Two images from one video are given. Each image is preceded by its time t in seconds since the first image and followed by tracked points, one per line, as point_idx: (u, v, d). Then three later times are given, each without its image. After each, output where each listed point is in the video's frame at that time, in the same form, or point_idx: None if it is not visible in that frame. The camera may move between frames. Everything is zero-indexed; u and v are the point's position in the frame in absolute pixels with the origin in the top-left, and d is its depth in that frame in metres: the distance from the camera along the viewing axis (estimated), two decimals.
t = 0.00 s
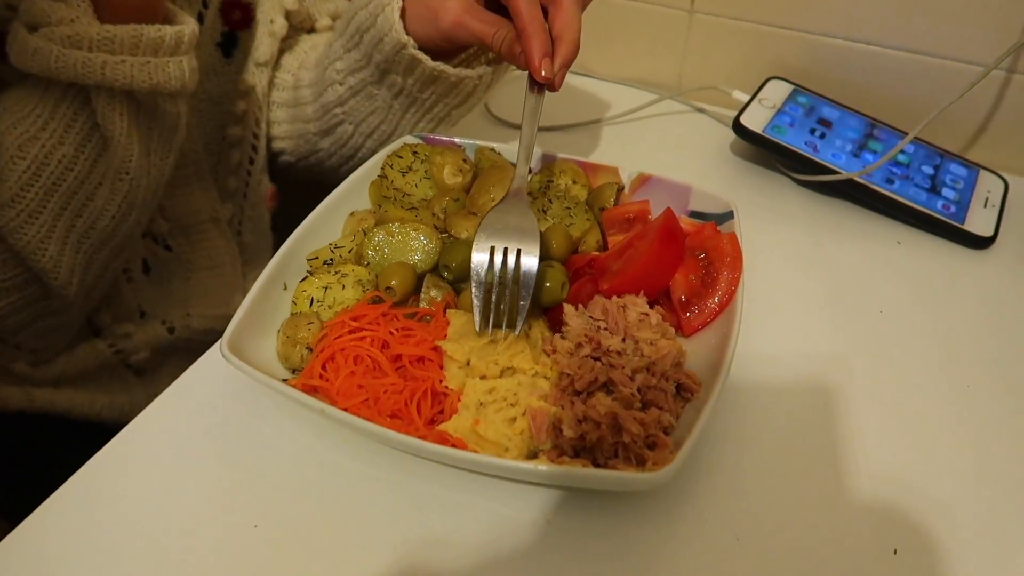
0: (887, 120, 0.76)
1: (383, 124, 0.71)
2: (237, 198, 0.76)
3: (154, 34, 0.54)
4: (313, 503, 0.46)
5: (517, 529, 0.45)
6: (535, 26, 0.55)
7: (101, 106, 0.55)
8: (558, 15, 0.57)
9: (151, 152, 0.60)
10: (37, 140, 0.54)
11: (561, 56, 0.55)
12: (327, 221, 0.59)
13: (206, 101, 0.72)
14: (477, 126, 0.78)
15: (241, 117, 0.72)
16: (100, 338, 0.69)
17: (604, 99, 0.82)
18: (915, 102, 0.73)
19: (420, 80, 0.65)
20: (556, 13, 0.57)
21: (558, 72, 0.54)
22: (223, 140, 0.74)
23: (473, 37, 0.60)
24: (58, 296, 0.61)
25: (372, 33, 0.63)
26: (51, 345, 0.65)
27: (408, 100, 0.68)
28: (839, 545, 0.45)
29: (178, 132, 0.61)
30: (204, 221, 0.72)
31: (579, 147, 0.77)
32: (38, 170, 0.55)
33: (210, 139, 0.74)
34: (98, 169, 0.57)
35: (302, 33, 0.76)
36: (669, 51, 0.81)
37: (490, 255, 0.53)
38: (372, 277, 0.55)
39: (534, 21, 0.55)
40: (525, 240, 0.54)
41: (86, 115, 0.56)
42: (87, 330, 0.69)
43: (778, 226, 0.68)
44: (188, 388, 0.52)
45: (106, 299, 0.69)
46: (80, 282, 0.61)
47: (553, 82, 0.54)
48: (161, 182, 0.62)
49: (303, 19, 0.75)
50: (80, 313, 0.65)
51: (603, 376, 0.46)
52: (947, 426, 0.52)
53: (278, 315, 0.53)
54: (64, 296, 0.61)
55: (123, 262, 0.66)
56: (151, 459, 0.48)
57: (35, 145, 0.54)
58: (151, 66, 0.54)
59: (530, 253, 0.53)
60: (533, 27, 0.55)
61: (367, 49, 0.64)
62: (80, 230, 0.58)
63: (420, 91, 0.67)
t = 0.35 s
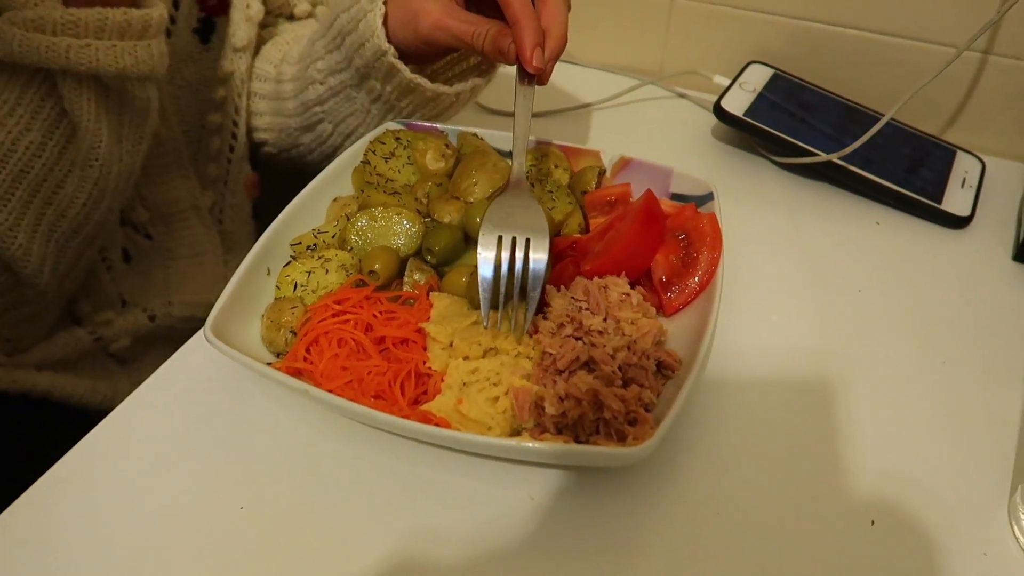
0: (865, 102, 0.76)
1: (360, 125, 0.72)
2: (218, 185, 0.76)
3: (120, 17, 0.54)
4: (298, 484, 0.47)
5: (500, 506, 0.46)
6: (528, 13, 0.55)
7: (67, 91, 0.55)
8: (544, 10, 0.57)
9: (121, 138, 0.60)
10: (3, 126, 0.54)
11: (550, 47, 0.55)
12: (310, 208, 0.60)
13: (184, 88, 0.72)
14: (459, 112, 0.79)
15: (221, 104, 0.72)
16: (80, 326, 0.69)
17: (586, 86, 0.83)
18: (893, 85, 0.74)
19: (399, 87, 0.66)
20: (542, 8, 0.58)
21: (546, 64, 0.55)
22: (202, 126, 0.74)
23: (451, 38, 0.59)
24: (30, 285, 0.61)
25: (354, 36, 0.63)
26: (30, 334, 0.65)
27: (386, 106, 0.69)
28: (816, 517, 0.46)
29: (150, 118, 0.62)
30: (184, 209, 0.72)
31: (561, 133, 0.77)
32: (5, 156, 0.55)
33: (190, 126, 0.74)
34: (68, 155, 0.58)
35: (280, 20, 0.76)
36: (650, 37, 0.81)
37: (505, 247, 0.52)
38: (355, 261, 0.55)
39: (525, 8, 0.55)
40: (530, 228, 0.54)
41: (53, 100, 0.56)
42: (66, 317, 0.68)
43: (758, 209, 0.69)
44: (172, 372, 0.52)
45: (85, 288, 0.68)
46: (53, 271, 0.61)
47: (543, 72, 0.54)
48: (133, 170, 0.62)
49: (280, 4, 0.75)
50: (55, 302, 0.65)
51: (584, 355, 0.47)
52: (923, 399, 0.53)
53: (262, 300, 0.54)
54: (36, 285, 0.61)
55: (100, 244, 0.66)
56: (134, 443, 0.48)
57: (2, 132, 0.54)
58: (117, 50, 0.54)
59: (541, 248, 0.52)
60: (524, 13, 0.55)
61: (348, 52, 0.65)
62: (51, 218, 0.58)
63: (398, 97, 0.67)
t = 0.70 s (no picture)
0: (851, 97, 0.77)
1: (344, 126, 0.72)
2: (215, 186, 0.77)
3: (92, 9, 0.54)
4: (295, 481, 0.47)
5: (494, 499, 0.46)
6: (496, 17, 0.55)
7: (45, 87, 0.55)
8: (521, 13, 0.57)
9: (105, 135, 0.59)
10: None
11: (523, 50, 0.55)
12: (303, 206, 0.60)
13: (179, 90, 0.73)
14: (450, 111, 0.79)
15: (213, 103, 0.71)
16: (83, 330, 0.69)
17: (577, 84, 0.83)
18: (879, 81, 0.75)
19: (376, 86, 0.66)
20: (518, 12, 0.58)
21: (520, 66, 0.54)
22: (198, 127, 0.75)
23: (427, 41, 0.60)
24: (20, 288, 0.61)
25: (329, 35, 0.63)
26: (29, 336, 0.65)
27: (366, 105, 0.69)
28: (807, 507, 0.47)
29: (135, 113, 0.61)
30: (183, 210, 0.72)
31: (552, 132, 0.78)
32: None
33: (187, 129, 0.75)
34: (52, 153, 0.58)
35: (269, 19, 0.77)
36: (639, 35, 0.82)
37: (462, 266, 0.50)
38: (348, 258, 0.56)
39: (495, 12, 0.55)
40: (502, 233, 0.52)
41: (34, 97, 0.56)
42: (68, 321, 0.69)
43: (748, 204, 0.69)
44: (166, 370, 0.52)
45: (86, 290, 0.69)
46: (43, 270, 0.61)
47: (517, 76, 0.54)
48: (118, 166, 0.61)
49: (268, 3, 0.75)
50: (51, 306, 0.65)
51: (576, 348, 0.48)
52: (911, 390, 0.54)
53: (255, 298, 0.54)
54: (26, 286, 0.60)
55: (96, 243, 0.66)
56: (132, 441, 0.48)
57: None
58: (90, 42, 0.54)
59: (504, 260, 0.50)
60: (495, 16, 0.55)
61: (325, 51, 0.65)
62: (37, 217, 0.58)
63: (376, 97, 0.68)
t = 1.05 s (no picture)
0: (844, 96, 0.77)
1: (339, 121, 0.71)
2: (210, 188, 0.78)
3: (68, 7, 0.54)
4: (287, 486, 0.47)
5: (488, 503, 0.46)
6: (490, 29, 0.55)
7: (23, 87, 0.55)
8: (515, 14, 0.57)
9: (88, 135, 0.59)
10: None
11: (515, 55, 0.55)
12: (294, 209, 0.60)
13: (172, 93, 0.70)
14: (443, 113, 0.79)
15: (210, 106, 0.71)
16: (77, 336, 0.69)
17: (570, 85, 0.83)
18: (871, 80, 0.75)
19: (369, 79, 0.66)
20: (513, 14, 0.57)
21: (511, 74, 0.55)
22: (193, 131, 0.74)
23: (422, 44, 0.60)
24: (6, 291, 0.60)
25: (321, 31, 0.63)
26: (19, 342, 0.65)
27: (361, 99, 0.69)
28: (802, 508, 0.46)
29: (120, 114, 0.59)
30: (178, 213, 0.72)
31: (545, 133, 0.78)
32: None
33: (180, 130, 0.73)
34: (33, 154, 0.57)
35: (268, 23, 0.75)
36: (631, 35, 0.82)
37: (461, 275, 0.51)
38: (340, 262, 0.55)
39: (489, 24, 0.56)
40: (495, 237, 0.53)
41: (14, 98, 0.55)
42: (63, 327, 0.69)
43: (742, 204, 0.69)
44: (158, 376, 0.52)
45: (80, 295, 0.68)
46: (27, 274, 0.61)
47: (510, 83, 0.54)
48: (105, 169, 0.61)
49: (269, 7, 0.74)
50: (41, 309, 0.65)
51: (569, 351, 0.47)
52: (904, 389, 0.54)
53: (247, 302, 0.54)
54: (10, 288, 0.60)
55: (86, 240, 0.65)
56: (123, 447, 0.48)
57: None
58: (67, 41, 0.53)
59: (502, 260, 0.51)
60: (489, 25, 0.55)
61: (318, 46, 0.65)
62: (20, 220, 0.58)
63: (370, 90, 0.67)
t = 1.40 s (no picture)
0: (829, 94, 0.78)
1: (326, 117, 0.72)
2: (191, 193, 0.74)
3: (38, 7, 0.52)
4: (276, 491, 0.46)
5: (478, 504, 0.46)
6: (472, 26, 0.56)
7: None
8: (495, 17, 0.58)
9: (60, 140, 0.57)
10: None
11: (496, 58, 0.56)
12: (280, 211, 0.59)
13: (155, 96, 0.69)
14: (430, 113, 0.79)
15: (196, 109, 0.69)
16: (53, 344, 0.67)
17: (557, 85, 0.83)
18: (856, 78, 0.75)
19: (355, 73, 0.66)
20: (493, 16, 0.58)
21: (494, 71, 0.55)
22: (175, 134, 0.71)
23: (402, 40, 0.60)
24: None
25: (304, 25, 0.63)
26: None
27: (347, 94, 0.69)
28: (792, 506, 0.47)
29: (93, 118, 0.57)
30: (158, 219, 0.69)
31: (531, 133, 0.78)
32: None
33: (161, 134, 0.71)
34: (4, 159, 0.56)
35: (256, 26, 0.72)
36: (618, 35, 0.82)
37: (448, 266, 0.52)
38: (328, 264, 0.55)
39: (472, 20, 0.56)
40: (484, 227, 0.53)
41: None
42: (38, 335, 0.67)
43: (730, 203, 0.69)
44: (145, 380, 0.52)
45: (56, 303, 0.67)
46: None
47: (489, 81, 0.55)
48: (77, 175, 0.58)
49: (257, 12, 0.70)
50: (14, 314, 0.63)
51: (559, 351, 0.47)
52: (892, 386, 0.54)
53: (234, 305, 0.53)
54: None
55: (60, 244, 0.63)
56: (109, 454, 0.48)
57: None
58: (36, 41, 0.52)
59: (483, 257, 0.53)
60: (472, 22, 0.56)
61: (303, 42, 0.65)
62: None
63: (355, 84, 0.68)
